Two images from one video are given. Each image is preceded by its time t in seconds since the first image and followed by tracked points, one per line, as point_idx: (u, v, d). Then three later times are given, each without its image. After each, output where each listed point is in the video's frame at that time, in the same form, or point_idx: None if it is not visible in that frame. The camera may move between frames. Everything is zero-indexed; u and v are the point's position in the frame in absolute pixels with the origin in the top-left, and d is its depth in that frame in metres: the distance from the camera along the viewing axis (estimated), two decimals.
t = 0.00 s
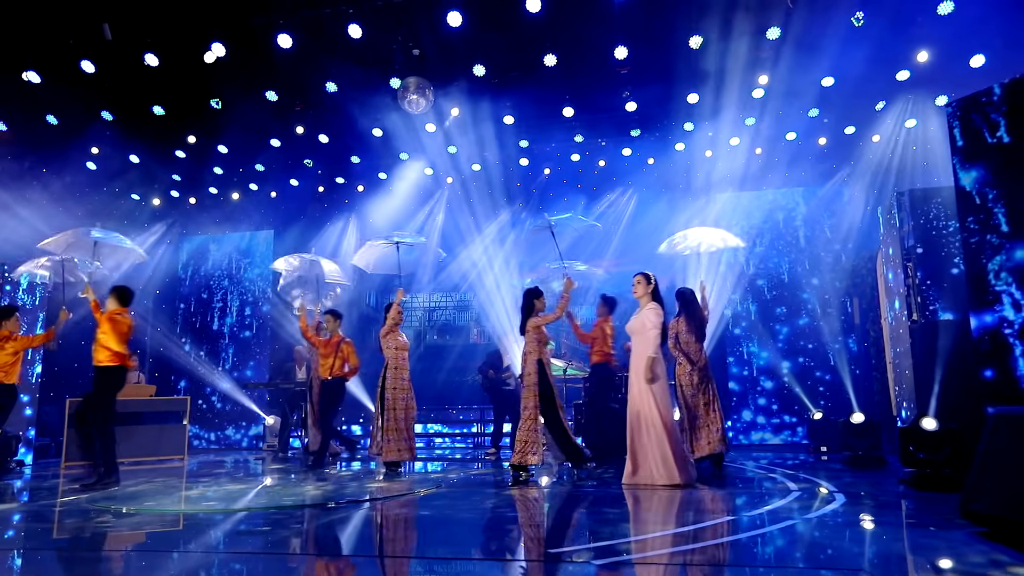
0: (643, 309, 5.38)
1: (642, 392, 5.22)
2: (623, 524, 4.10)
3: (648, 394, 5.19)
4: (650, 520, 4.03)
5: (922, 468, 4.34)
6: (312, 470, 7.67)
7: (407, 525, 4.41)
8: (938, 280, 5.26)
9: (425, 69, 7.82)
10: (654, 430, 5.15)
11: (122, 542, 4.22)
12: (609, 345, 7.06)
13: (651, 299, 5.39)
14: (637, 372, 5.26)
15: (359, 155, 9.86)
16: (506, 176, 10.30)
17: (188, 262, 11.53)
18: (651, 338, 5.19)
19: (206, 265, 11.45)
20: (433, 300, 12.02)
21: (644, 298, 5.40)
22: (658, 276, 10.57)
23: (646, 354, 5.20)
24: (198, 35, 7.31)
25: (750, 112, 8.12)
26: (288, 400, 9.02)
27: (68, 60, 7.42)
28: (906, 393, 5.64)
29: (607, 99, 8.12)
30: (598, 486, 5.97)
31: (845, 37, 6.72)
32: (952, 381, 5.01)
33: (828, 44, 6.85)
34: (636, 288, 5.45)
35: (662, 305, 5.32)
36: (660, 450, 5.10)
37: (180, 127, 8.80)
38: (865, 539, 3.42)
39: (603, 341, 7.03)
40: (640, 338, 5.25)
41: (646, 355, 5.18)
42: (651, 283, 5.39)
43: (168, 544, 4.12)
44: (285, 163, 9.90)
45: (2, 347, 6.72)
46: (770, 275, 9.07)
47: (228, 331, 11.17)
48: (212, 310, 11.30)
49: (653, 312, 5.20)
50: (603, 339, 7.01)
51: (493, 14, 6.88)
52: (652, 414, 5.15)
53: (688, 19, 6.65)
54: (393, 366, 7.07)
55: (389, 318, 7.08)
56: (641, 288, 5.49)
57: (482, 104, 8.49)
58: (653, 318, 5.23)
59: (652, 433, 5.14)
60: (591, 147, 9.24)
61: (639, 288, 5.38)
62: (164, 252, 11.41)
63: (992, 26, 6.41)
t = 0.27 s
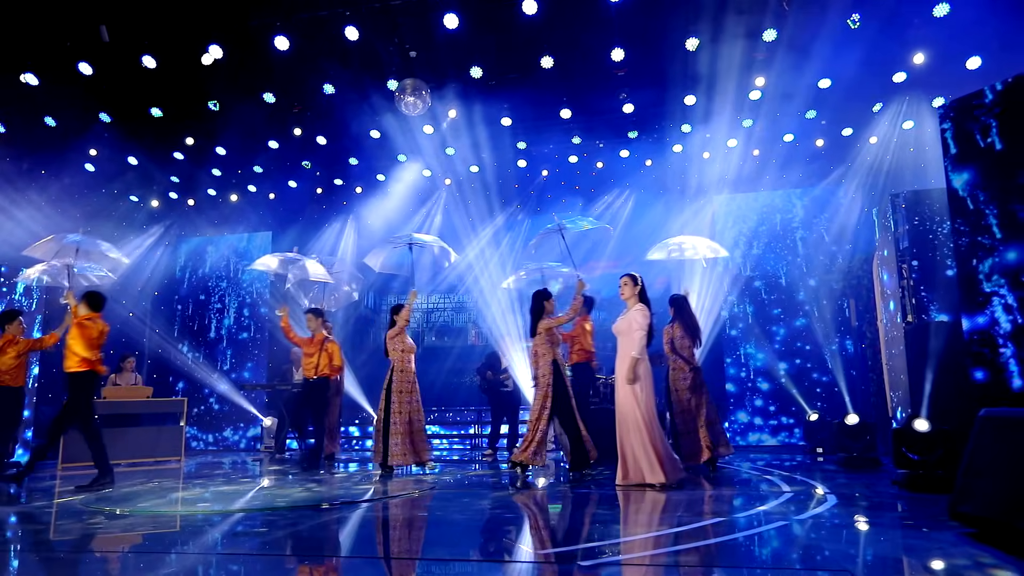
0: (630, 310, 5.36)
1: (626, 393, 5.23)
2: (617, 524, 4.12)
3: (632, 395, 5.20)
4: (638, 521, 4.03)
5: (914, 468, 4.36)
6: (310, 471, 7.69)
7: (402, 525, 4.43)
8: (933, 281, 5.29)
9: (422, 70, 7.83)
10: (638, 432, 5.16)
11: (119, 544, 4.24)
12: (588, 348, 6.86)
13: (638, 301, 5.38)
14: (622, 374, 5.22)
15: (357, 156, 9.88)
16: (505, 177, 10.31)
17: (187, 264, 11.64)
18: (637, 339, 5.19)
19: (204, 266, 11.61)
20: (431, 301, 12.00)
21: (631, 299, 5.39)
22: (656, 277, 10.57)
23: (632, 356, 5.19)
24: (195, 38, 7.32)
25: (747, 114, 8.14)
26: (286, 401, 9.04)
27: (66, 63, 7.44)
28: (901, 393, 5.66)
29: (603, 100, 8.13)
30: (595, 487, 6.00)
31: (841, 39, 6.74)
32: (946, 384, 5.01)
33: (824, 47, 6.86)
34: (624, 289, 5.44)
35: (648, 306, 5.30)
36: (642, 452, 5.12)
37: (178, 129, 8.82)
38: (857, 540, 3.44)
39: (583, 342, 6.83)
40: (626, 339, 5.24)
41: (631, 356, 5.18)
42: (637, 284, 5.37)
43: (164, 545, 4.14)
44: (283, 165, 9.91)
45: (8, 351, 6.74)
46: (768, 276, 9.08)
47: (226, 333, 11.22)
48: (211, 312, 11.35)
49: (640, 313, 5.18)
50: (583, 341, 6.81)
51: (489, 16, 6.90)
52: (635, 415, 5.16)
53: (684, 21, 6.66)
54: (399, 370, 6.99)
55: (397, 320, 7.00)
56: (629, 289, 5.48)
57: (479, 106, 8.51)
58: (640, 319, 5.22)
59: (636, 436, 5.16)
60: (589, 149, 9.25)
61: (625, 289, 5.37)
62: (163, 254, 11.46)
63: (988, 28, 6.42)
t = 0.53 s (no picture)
0: (620, 311, 5.36)
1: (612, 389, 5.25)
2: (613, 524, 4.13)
3: (616, 391, 5.22)
4: (632, 521, 4.05)
5: (907, 469, 4.38)
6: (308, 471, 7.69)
7: (398, 525, 4.44)
8: (927, 282, 5.32)
9: (419, 71, 7.84)
10: (620, 427, 5.18)
11: (116, 544, 4.25)
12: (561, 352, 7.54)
13: (628, 302, 5.36)
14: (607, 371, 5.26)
15: (355, 157, 9.89)
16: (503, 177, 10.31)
17: (185, 265, 11.49)
18: (625, 338, 5.20)
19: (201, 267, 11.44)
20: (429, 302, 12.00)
21: (621, 300, 5.37)
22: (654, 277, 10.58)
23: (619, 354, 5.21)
24: (193, 39, 7.34)
25: (744, 114, 8.16)
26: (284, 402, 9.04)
27: (64, 64, 7.45)
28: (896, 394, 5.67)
29: (601, 101, 8.14)
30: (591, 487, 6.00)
31: (837, 39, 6.75)
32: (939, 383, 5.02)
33: (821, 47, 6.87)
34: (613, 290, 5.42)
35: (638, 307, 5.30)
36: (624, 450, 5.14)
37: (177, 129, 8.83)
38: (849, 540, 3.45)
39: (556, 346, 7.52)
40: (615, 339, 5.25)
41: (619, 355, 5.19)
42: (627, 284, 5.35)
43: (160, 545, 4.14)
44: (281, 165, 9.92)
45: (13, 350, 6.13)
46: (766, 277, 9.09)
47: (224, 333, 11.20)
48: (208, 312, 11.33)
49: (629, 313, 5.20)
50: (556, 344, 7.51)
51: (486, 17, 6.91)
52: (616, 411, 5.19)
53: (680, 22, 6.67)
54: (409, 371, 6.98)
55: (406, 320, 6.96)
56: (619, 290, 5.45)
57: (477, 106, 8.52)
58: (629, 319, 5.23)
59: (618, 431, 5.18)
60: (587, 149, 9.25)
61: (615, 290, 5.35)
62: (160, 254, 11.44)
63: (984, 29, 6.43)
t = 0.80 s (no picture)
0: (611, 311, 5.37)
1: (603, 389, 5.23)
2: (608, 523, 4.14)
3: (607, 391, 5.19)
4: (627, 520, 4.06)
5: (901, 468, 4.38)
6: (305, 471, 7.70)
7: (395, 525, 4.43)
8: (922, 283, 5.33)
9: (416, 71, 7.84)
10: (609, 427, 5.18)
11: (112, 544, 4.24)
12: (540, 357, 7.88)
13: (619, 302, 5.37)
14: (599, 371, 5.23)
15: (353, 157, 9.89)
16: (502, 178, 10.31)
17: (183, 266, 11.69)
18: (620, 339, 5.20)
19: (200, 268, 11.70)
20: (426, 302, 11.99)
21: (612, 301, 5.38)
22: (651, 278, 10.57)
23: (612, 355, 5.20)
24: (190, 39, 7.34)
25: (741, 114, 8.16)
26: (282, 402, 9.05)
27: (61, 64, 7.45)
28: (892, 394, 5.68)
29: (598, 101, 8.14)
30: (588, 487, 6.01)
31: (833, 40, 6.76)
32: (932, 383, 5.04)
33: (817, 47, 6.88)
34: (604, 290, 5.43)
35: (629, 307, 5.32)
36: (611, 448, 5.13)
37: (174, 130, 8.83)
38: (843, 539, 3.45)
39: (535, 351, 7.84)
40: (607, 339, 5.26)
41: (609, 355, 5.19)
42: (617, 285, 5.36)
43: (157, 546, 4.14)
44: (279, 165, 9.92)
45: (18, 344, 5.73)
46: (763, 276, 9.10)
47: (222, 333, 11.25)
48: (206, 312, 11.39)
49: (621, 313, 5.21)
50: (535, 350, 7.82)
51: (482, 17, 6.91)
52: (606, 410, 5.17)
53: (676, 23, 6.67)
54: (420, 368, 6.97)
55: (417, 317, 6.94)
56: (609, 290, 5.45)
57: (475, 107, 8.52)
58: (620, 319, 5.24)
59: (607, 430, 5.17)
60: (584, 149, 9.25)
61: (606, 290, 5.36)
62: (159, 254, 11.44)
63: (980, 29, 6.43)
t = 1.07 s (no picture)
0: (605, 308, 5.37)
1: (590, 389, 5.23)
2: (604, 519, 4.16)
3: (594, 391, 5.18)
4: (623, 516, 4.08)
5: (897, 465, 4.39)
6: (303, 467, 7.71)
7: (392, 521, 4.45)
8: (918, 280, 5.35)
9: (415, 68, 7.84)
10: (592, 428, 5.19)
11: (111, 540, 4.26)
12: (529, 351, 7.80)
13: (612, 299, 5.39)
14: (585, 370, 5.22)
15: (352, 154, 9.89)
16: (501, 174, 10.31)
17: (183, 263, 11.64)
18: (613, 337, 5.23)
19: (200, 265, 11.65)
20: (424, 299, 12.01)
21: (605, 298, 5.38)
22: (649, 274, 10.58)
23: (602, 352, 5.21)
24: (189, 36, 7.33)
25: (740, 111, 8.16)
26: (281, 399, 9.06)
27: (59, 61, 7.44)
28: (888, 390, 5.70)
29: (596, 98, 8.14)
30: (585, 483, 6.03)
31: (832, 37, 6.76)
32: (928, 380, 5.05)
33: (815, 44, 6.87)
34: (597, 287, 5.42)
35: (623, 304, 5.33)
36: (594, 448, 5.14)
37: (173, 127, 8.82)
38: (838, 535, 3.47)
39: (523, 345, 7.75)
40: (600, 336, 5.26)
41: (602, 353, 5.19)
42: (609, 282, 5.35)
43: (155, 541, 4.16)
44: (278, 162, 9.92)
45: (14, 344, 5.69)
46: (761, 274, 9.10)
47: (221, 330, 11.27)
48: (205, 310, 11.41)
49: (615, 311, 5.22)
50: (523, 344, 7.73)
51: (480, 14, 6.90)
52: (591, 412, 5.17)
53: (674, 20, 6.67)
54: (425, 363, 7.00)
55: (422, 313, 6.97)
56: (602, 287, 5.46)
57: (473, 104, 8.52)
58: (613, 317, 5.25)
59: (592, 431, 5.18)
60: (582, 146, 9.25)
61: (598, 288, 5.35)
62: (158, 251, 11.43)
63: (978, 27, 6.43)
